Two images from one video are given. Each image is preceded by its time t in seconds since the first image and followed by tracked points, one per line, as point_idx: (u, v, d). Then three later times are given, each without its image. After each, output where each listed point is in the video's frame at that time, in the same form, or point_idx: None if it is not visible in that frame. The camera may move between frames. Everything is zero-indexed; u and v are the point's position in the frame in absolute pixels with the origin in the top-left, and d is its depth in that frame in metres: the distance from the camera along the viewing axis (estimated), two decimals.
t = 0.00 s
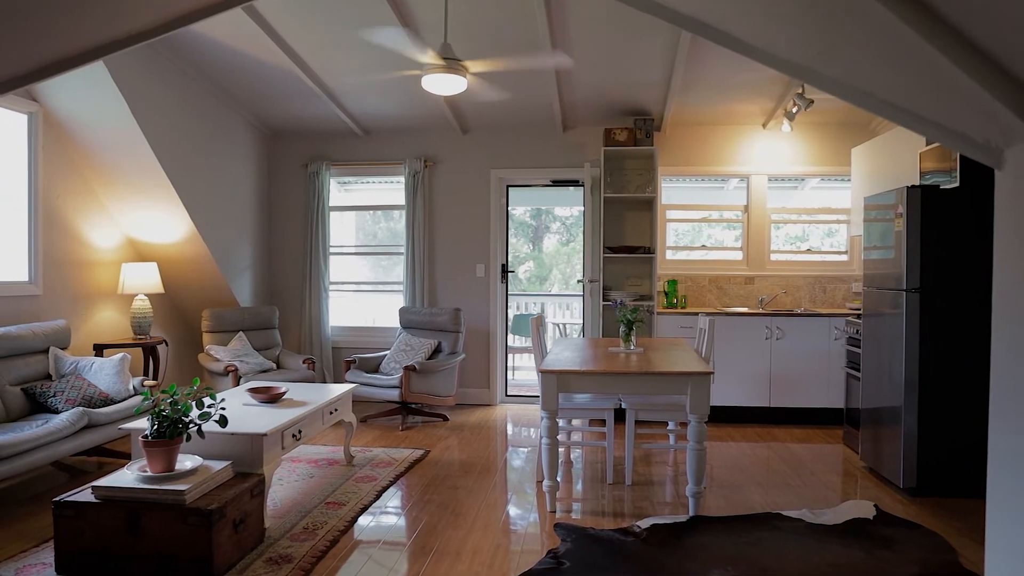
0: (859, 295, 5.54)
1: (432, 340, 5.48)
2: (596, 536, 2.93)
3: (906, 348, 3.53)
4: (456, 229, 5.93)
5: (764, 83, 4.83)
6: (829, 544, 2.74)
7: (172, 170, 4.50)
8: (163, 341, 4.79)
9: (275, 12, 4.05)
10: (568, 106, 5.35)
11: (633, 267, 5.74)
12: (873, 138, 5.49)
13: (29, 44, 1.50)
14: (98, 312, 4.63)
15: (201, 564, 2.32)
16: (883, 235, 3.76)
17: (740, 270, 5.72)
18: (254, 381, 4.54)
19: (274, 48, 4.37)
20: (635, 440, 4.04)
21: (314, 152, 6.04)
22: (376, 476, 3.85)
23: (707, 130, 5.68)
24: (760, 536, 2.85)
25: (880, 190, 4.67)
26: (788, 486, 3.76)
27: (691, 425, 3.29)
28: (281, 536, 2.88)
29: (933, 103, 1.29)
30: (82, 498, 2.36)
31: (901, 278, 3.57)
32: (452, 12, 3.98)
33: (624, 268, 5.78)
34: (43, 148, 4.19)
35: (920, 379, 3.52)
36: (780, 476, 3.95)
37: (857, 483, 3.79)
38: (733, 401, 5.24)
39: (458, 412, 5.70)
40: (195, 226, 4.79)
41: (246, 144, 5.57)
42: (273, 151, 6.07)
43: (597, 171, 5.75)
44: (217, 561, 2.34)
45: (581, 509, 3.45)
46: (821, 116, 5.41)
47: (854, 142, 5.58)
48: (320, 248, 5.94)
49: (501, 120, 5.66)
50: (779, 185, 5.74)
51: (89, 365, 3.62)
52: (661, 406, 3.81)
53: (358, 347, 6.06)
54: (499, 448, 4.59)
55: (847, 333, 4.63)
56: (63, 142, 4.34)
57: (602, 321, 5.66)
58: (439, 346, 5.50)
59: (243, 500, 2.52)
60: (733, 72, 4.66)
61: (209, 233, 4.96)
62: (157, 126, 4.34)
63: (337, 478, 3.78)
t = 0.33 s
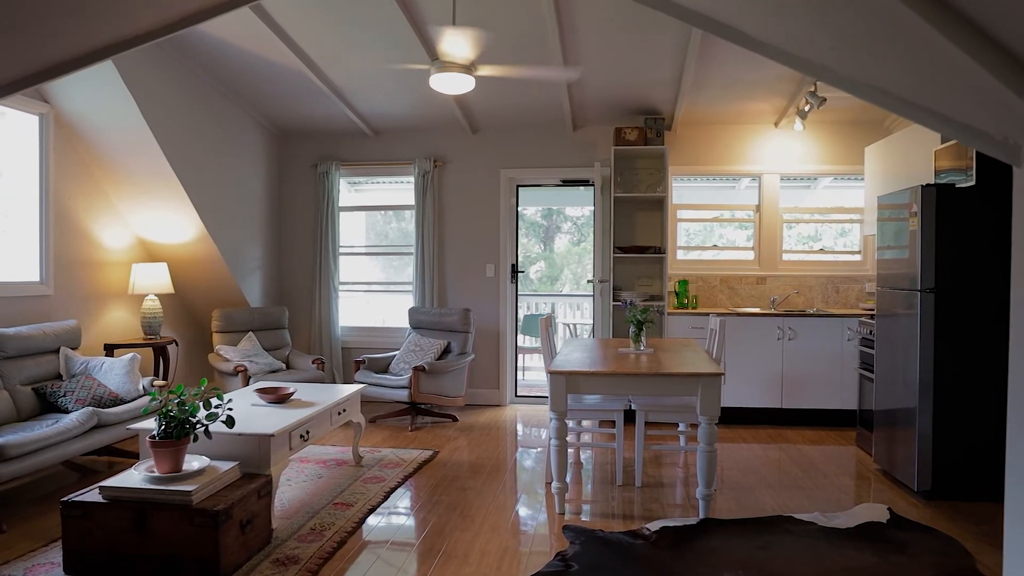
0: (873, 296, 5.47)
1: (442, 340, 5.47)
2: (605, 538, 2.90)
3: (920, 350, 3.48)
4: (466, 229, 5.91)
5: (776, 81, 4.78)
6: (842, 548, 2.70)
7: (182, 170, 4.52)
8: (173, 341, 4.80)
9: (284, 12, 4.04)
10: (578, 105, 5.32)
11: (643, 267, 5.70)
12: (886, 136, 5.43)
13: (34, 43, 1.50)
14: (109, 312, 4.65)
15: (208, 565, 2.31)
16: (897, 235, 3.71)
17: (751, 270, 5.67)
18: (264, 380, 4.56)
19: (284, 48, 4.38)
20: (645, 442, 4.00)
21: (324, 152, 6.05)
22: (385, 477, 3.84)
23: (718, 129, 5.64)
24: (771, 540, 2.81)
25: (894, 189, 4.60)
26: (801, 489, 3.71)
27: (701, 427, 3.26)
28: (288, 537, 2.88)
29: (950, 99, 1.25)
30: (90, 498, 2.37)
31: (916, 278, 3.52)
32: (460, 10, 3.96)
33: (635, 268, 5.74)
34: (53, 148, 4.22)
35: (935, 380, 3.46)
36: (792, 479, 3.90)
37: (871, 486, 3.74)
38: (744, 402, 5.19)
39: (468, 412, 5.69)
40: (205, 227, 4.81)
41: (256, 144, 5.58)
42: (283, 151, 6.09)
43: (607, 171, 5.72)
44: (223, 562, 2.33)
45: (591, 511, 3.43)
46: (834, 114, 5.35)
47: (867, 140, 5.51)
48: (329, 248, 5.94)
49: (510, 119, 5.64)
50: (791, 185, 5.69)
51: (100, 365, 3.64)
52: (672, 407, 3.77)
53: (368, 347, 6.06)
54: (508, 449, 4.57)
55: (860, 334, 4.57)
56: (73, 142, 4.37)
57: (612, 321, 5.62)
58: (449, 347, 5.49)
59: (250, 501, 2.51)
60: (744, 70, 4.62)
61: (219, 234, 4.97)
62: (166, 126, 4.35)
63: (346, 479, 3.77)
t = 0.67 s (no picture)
0: (886, 296, 5.40)
1: (451, 341, 5.46)
2: (614, 541, 2.86)
3: (935, 352, 3.42)
4: (476, 229, 5.90)
5: (788, 79, 4.73)
6: (855, 552, 2.65)
7: (191, 171, 4.53)
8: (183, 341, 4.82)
9: (292, 11, 4.04)
10: (588, 104, 5.29)
11: (654, 267, 5.66)
12: (901, 134, 5.36)
13: (38, 44, 1.49)
14: (120, 312, 4.68)
15: (214, 566, 2.31)
16: (912, 234, 3.66)
17: (764, 270, 5.62)
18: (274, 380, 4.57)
19: (293, 48, 4.38)
20: (655, 443, 3.96)
21: (334, 152, 6.05)
22: (393, 478, 3.83)
23: (730, 128, 5.59)
24: (782, 544, 2.77)
25: (907, 189, 4.54)
26: (813, 492, 3.67)
27: (712, 429, 3.22)
28: (296, 538, 2.87)
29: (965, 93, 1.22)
30: (97, 498, 2.37)
31: (930, 278, 3.46)
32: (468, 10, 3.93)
33: (645, 268, 5.70)
34: (64, 149, 4.24)
35: (951, 382, 3.40)
36: (805, 481, 3.85)
37: (885, 490, 3.69)
38: (756, 404, 5.14)
39: (478, 413, 5.67)
40: (215, 227, 4.82)
41: (266, 145, 5.60)
42: (293, 152, 6.10)
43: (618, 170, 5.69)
44: (230, 563, 2.33)
45: (601, 513, 3.40)
46: (847, 113, 5.29)
47: (881, 138, 5.45)
48: (339, 248, 5.95)
49: (520, 119, 5.62)
50: (804, 184, 5.63)
51: (110, 365, 3.65)
52: (682, 409, 3.73)
53: (377, 348, 6.07)
54: (517, 450, 4.55)
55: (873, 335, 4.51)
56: (84, 143, 4.39)
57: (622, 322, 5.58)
58: (458, 347, 5.47)
59: (256, 502, 2.51)
60: (756, 68, 4.56)
61: (229, 234, 4.99)
62: (176, 127, 4.37)
63: (354, 479, 3.77)
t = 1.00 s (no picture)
0: (901, 297, 5.33)
1: (461, 341, 5.44)
2: (623, 544, 2.83)
3: (950, 353, 3.36)
4: (486, 229, 5.88)
5: (801, 77, 4.67)
6: (869, 554, 2.60)
7: (201, 172, 4.55)
8: (193, 342, 4.84)
9: (300, 12, 4.05)
10: (598, 103, 5.25)
11: (665, 267, 5.61)
12: (915, 133, 5.28)
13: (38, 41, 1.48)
14: (130, 312, 4.70)
15: (220, 568, 2.31)
16: (926, 234, 3.60)
17: (776, 271, 5.56)
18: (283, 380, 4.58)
19: (302, 49, 4.38)
20: (666, 445, 3.92)
21: (344, 152, 6.06)
22: (402, 479, 3.82)
23: (742, 127, 5.53)
24: (794, 548, 2.72)
25: (922, 188, 4.46)
26: (826, 495, 3.61)
27: (722, 431, 3.18)
28: (302, 539, 2.86)
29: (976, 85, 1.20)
30: (105, 498, 2.37)
31: (945, 278, 3.40)
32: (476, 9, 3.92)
33: (656, 268, 5.65)
34: (75, 149, 4.27)
35: (966, 383, 3.34)
36: (818, 485, 3.80)
37: (899, 493, 3.63)
38: (768, 406, 5.08)
39: (488, 414, 5.65)
40: (225, 228, 4.84)
41: (275, 145, 5.62)
42: (304, 152, 6.12)
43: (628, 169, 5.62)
44: (235, 565, 2.32)
45: (610, 516, 3.37)
46: (860, 111, 5.22)
47: (895, 136, 5.38)
48: (349, 248, 5.95)
49: (530, 118, 5.59)
50: (817, 183, 5.56)
51: (119, 365, 3.66)
52: (693, 411, 3.69)
53: (387, 348, 6.07)
54: (527, 451, 4.52)
55: (887, 336, 4.45)
56: (95, 144, 4.42)
57: (633, 323, 5.54)
58: (468, 347, 5.46)
59: (262, 503, 2.50)
60: (768, 66, 4.51)
61: (239, 234, 5.00)
62: (187, 129, 4.39)
63: (362, 480, 3.76)
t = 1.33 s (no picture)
0: (916, 297, 5.25)
1: (471, 342, 5.43)
2: (633, 547, 2.79)
3: (967, 354, 3.30)
4: (496, 229, 5.86)
5: (814, 75, 4.61)
6: (883, 559, 2.56)
7: (211, 172, 4.56)
8: (203, 342, 4.86)
9: (311, 14, 4.05)
10: (608, 102, 5.21)
11: (677, 267, 5.56)
12: (931, 131, 5.20)
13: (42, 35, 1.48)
14: (141, 312, 4.73)
15: (226, 569, 2.30)
16: (942, 233, 3.54)
17: (789, 271, 5.50)
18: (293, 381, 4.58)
19: (311, 49, 4.38)
20: (677, 447, 3.88)
21: (354, 152, 6.06)
22: (410, 480, 3.80)
23: (754, 126, 5.48)
24: (806, 552, 2.67)
25: (938, 186, 4.39)
26: (839, 498, 3.56)
27: (733, 433, 3.14)
28: (310, 541, 2.85)
29: (943, 55, 1.53)
30: (112, 498, 2.38)
31: (961, 278, 3.34)
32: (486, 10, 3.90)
33: (667, 269, 5.60)
34: (86, 150, 4.30)
35: (983, 385, 3.28)
36: (831, 488, 3.74)
37: (915, 497, 3.57)
38: (781, 408, 5.03)
39: (498, 415, 5.63)
40: (235, 228, 4.85)
41: (286, 146, 5.63)
42: (314, 152, 6.12)
43: (638, 169, 5.55)
44: (242, 566, 2.31)
45: (621, 518, 3.34)
46: (874, 109, 5.15)
47: (910, 134, 5.30)
48: (359, 248, 5.96)
49: (540, 118, 5.56)
50: (831, 182, 5.50)
51: (129, 365, 3.68)
52: (704, 413, 3.65)
53: (398, 348, 6.06)
54: (537, 452, 4.49)
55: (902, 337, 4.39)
56: (106, 145, 4.44)
57: (644, 323, 5.50)
58: (478, 348, 5.44)
59: (269, 505, 2.49)
60: (781, 63, 4.45)
61: (248, 235, 5.02)
62: (197, 130, 4.41)
63: (371, 482, 3.75)
